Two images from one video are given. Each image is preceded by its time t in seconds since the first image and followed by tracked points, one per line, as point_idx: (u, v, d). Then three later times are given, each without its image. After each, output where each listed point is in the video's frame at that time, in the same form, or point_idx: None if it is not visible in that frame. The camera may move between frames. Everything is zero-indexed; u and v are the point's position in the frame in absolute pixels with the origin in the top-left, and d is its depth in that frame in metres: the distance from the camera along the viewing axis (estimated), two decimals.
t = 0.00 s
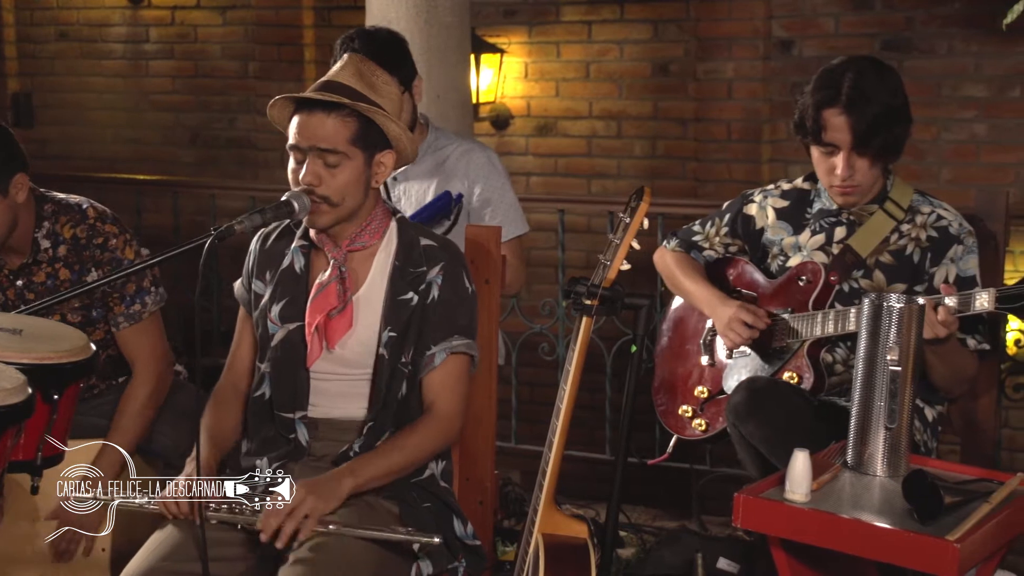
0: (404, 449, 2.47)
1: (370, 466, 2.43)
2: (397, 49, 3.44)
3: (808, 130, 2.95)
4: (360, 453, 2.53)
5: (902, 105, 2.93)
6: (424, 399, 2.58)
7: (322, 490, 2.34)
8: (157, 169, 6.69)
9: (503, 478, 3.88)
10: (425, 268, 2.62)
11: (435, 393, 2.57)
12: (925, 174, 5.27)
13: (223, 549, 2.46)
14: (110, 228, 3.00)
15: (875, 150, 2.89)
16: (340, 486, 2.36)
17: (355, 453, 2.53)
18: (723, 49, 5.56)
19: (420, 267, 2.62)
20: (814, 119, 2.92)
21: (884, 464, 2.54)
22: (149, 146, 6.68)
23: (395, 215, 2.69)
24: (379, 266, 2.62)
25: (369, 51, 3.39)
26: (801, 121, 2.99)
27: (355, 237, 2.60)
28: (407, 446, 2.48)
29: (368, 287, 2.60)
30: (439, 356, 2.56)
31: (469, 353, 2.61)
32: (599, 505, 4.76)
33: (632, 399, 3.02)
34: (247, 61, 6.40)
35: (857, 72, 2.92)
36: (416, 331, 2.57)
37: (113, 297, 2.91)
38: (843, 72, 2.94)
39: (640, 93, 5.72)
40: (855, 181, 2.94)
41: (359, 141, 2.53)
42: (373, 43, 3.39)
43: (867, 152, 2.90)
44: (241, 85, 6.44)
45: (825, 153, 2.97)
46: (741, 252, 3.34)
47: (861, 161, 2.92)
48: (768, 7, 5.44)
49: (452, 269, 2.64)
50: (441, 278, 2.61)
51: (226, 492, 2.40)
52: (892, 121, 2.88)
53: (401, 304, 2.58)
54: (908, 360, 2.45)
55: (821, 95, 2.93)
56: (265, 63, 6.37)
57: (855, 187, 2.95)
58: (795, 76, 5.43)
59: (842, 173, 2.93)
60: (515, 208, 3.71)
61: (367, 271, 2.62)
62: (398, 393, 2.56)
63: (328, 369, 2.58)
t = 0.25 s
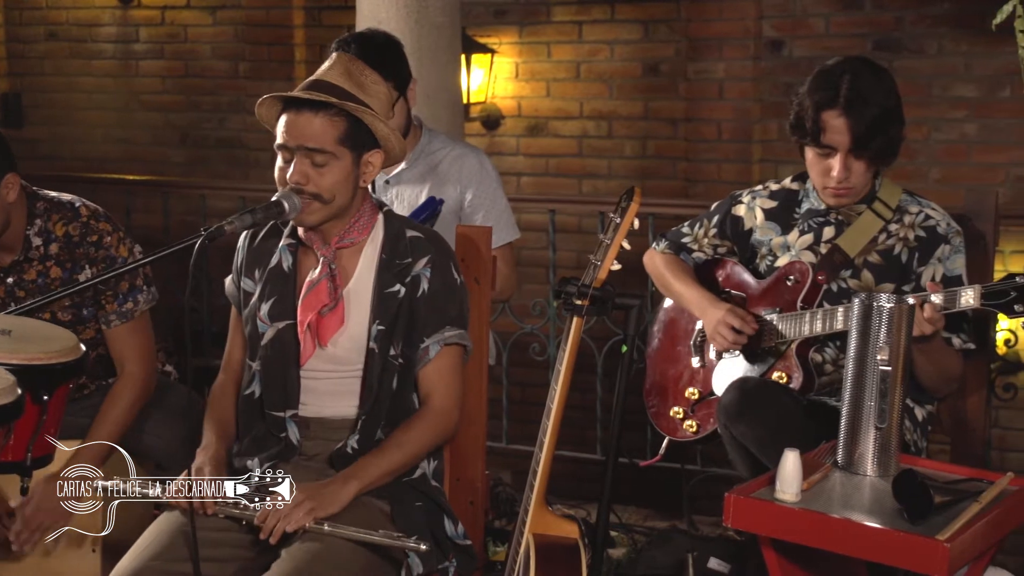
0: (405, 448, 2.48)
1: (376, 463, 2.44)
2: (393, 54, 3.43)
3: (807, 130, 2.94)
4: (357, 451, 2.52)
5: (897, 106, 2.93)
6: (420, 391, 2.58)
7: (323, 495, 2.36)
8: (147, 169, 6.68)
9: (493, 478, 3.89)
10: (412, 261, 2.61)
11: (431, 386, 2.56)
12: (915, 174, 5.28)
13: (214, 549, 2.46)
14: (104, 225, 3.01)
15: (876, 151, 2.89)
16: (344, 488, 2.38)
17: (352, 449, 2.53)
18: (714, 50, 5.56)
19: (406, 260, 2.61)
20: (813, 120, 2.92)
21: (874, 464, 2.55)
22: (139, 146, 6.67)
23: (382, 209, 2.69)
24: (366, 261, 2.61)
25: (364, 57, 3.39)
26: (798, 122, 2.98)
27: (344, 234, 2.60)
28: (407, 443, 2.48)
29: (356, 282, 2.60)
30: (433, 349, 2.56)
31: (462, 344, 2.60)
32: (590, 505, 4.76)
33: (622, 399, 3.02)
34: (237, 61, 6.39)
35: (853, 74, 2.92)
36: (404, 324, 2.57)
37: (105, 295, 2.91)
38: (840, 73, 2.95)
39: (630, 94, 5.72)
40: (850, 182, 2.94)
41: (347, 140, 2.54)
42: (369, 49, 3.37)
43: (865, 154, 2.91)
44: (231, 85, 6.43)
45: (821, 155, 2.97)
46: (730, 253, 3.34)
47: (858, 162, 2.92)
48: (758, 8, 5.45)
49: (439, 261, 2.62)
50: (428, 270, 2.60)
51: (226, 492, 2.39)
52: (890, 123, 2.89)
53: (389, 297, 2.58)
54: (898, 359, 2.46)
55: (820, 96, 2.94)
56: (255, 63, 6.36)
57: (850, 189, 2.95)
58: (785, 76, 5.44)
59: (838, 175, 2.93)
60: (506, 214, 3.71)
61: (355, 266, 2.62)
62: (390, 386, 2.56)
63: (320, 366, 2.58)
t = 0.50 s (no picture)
0: (393, 450, 2.47)
1: (365, 472, 2.44)
2: (387, 56, 3.44)
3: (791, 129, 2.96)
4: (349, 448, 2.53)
5: (885, 105, 2.93)
6: (410, 387, 2.57)
7: (315, 502, 2.37)
8: (139, 169, 6.67)
9: (486, 478, 3.89)
10: (399, 255, 2.62)
11: (420, 382, 2.55)
12: (907, 174, 5.28)
13: (206, 549, 2.46)
14: (94, 225, 3.00)
15: (858, 151, 2.90)
16: (335, 498, 2.39)
17: (343, 447, 2.53)
18: (706, 50, 5.56)
19: (393, 254, 2.62)
20: (797, 118, 2.93)
21: (866, 464, 2.55)
22: (131, 147, 6.66)
23: (371, 206, 2.70)
24: (355, 259, 2.62)
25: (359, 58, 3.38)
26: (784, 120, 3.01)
27: (336, 234, 2.59)
28: (396, 445, 2.48)
29: (346, 280, 2.60)
30: (421, 344, 2.56)
31: (450, 338, 2.60)
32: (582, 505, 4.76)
33: (615, 399, 3.02)
34: (230, 61, 6.39)
35: (838, 74, 2.93)
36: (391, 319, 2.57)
37: (97, 294, 2.90)
38: (825, 72, 2.95)
39: (623, 94, 5.72)
40: (835, 181, 2.95)
41: (336, 139, 2.54)
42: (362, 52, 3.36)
43: (850, 153, 2.91)
44: (223, 85, 6.42)
45: (807, 153, 2.98)
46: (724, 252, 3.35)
47: (844, 160, 2.93)
48: (750, 8, 5.46)
49: (426, 255, 2.64)
50: (416, 264, 2.62)
51: (226, 493, 2.45)
52: (874, 122, 2.89)
53: (376, 293, 2.58)
54: (890, 359, 2.46)
55: (805, 95, 2.94)
56: (247, 63, 6.36)
57: (836, 187, 2.96)
58: (777, 76, 5.44)
59: (823, 173, 2.94)
60: (502, 216, 3.71)
61: (345, 266, 2.61)
62: (377, 380, 2.56)
63: (312, 368, 2.58)
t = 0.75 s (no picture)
0: (387, 448, 2.47)
1: (358, 470, 2.44)
2: (384, 57, 3.44)
3: (783, 129, 2.96)
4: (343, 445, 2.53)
5: (877, 105, 2.94)
6: (405, 384, 2.57)
7: (310, 503, 2.37)
8: (132, 170, 6.66)
9: (480, 478, 3.89)
10: (394, 253, 2.61)
11: (415, 378, 2.55)
12: (901, 175, 5.29)
13: (201, 549, 2.45)
14: (88, 225, 3.00)
15: (849, 152, 2.90)
16: (331, 497, 2.39)
17: (337, 445, 2.53)
18: (700, 50, 5.57)
19: (388, 252, 2.61)
20: (790, 119, 2.94)
21: (860, 464, 2.55)
22: (125, 147, 6.65)
23: (366, 204, 2.69)
24: (350, 256, 2.62)
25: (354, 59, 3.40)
26: (777, 121, 2.99)
27: (331, 233, 2.59)
28: (390, 443, 2.47)
29: (341, 279, 2.60)
30: (416, 341, 2.55)
31: (446, 335, 2.59)
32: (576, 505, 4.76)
33: (609, 400, 3.02)
34: (223, 61, 6.38)
35: (835, 75, 2.92)
36: (385, 317, 2.57)
37: (91, 295, 2.90)
38: (823, 72, 2.95)
39: (616, 94, 5.72)
40: (827, 182, 2.95)
41: (331, 136, 2.54)
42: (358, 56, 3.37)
43: (840, 155, 2.91)
44: (216, 85, 6.42)
45: (798, 153, 2.98)
46: (716, 253, 3.35)
47: (835, 162, 2.93)
48: (744, 8, 5.46)
49: (422, 253, 2.63)
50: (411, 261, 2.61)
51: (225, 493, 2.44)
52: (865, 123, 2.90)
53: (371, 290, 2.58)
54: (884, 359, 2.46)
55: (798, 95, 2.94)
56: (241, 63, 6.35)
57: (827, 188, 2.96)
58: (771, 76, 5.45)
59: (814, 174, 2.94)
60: (498, 218, 3.71)
61: (340, 263, 2.62)
62: (372, 378, 2.55)
63: (306, 366, 2.58)
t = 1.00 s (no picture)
0: (387, 457, 2.47)
1: (351, 475, 2.43)
2: (379, 55, 3.44)
3: (786, 128, 2.95)
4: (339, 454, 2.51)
5: (874, 105, 2.94)
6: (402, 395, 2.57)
7: (303, 504, 2.37)
8: (127, 170, 6.66)
9: (475, 478, 3.89)
10: (398, 266, 2.61)
11: (412, 389, 2.55)
12: (895, 175, 5.29)
13: (195, 550, 2.45)
14: (81, 226, 2.99)
15: (853, 148, 2.91)
16: (323, 499, 2.38)
17: (333, 452, 2.52)
18: (694, 50, 5.57)
19: (392, 265, 2.60)
20: (792, 117, 2.93)
21: (854, 464, 2.55)
22: (119, 147, 6.64)
23: (365, 214, 2.69)
24: (349, 262, 2.61)
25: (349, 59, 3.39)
26: (776, 119, 2.99)
27: (324, 238, 2.59)
28: (386, 450, 2.47)
29: (338, 287, 2.59)
30: (416, 354, 2.55)
31: (445, 350, 2.59)
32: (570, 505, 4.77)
33: (603, 401, 3.03)
34: (217, 61, 6.38)
35: (829, 75, 2.93)
36: (388, 330, 2.56)
37: (83, 295, 2.89)
38: (812, 73, 2.96)
39: (611, 94, 5.72)
40: (832, 179, 2.95)
41: (324, 138, 2.54)
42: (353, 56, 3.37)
43: (844, 151, 2.92)
44: (211, 85, 6.41)
45: (801, 153, 2.98)
46: (710, 253, 3.35)
47: (839, 158, 2.93)
48: (738, 8, 5.46)
49: (424, 267, 2.63)
50: (413, 275, 2.60)
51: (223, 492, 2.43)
52: (864, 121, 2.91)
53: (374, 303, 2.57)
54: (877, 358, 2.47)
55: (796, 94, 2.94)
56: (235, 63, 6.35)
57: (832, 185, 2.96)
58: (765, 76, 5.45)
59: (819, 172, 2.94)
60: (494, 217, 3.70)
61: (335, 270, 2.61)
62: (371, 389, 2.55)
63: (301, 369, 2.58)
